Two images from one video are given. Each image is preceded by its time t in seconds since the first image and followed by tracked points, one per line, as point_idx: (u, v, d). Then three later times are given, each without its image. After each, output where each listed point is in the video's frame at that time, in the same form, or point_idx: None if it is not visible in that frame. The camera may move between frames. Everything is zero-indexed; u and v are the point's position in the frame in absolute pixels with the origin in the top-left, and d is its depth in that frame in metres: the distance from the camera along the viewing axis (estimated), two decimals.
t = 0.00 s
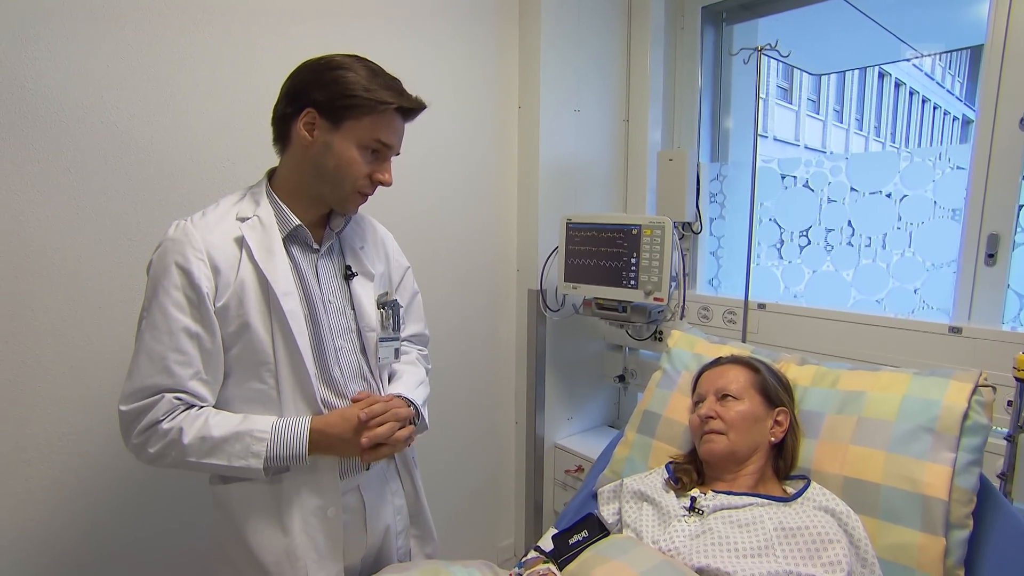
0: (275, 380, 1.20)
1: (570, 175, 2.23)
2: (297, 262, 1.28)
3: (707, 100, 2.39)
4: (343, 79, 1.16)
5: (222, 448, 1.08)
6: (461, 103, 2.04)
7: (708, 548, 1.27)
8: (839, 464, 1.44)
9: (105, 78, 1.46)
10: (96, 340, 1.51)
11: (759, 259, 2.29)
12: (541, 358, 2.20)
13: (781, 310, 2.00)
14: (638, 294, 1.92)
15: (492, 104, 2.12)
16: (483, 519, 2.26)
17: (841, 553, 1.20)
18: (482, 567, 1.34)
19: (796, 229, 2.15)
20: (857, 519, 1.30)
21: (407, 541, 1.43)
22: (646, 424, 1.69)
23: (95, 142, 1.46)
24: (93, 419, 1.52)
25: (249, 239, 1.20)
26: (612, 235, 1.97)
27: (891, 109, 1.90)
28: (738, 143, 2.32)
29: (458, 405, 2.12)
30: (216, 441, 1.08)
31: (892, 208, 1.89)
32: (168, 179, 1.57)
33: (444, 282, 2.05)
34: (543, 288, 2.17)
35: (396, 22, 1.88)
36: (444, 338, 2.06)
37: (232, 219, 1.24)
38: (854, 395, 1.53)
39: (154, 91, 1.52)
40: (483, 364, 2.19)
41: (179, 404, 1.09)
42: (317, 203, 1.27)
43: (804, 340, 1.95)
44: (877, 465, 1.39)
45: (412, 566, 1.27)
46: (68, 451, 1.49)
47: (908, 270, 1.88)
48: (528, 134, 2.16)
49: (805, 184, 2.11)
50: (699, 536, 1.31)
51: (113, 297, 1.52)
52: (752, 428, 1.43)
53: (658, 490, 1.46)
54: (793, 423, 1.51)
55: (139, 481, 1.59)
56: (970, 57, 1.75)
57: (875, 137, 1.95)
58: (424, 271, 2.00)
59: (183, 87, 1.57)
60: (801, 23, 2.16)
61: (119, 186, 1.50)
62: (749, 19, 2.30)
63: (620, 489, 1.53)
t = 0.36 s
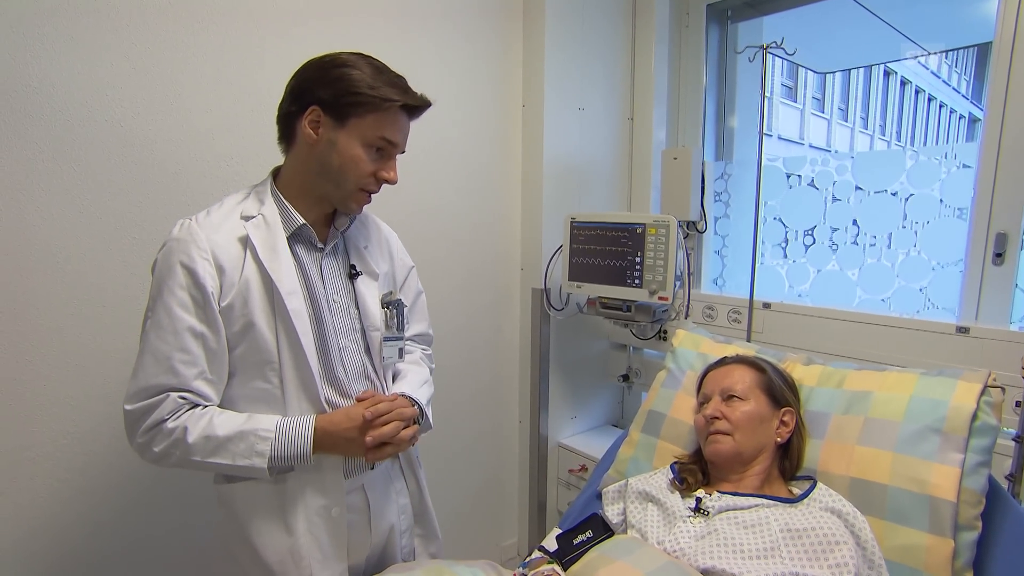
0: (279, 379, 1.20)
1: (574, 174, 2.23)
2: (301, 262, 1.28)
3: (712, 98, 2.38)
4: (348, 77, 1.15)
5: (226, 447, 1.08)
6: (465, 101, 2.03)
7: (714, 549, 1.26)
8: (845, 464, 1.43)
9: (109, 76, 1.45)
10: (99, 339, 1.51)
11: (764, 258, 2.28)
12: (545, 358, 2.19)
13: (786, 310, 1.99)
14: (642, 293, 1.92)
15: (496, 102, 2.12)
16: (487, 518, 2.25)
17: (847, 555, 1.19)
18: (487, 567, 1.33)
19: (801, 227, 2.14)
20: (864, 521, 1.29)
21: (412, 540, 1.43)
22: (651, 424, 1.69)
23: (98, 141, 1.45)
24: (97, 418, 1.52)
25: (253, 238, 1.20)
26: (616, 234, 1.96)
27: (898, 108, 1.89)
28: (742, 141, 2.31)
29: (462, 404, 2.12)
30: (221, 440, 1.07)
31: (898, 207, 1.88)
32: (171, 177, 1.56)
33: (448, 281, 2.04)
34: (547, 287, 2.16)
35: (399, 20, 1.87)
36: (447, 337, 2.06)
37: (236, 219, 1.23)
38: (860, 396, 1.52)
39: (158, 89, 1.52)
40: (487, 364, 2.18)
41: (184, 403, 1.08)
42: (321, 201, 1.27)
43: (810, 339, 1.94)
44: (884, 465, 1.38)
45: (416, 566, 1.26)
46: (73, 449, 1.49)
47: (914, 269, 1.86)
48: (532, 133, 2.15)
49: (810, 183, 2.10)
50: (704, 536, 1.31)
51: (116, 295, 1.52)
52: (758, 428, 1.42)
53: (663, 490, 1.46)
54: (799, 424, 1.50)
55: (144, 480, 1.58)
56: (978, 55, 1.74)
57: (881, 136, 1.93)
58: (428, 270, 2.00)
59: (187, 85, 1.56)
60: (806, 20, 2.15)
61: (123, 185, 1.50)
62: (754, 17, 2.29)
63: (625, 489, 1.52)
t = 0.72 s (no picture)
0: (280, 376, 1.20)
1: (576, 170, 2.22)
2: (300, 259, 1.28)
3: (714, 94, 2.37)
4: (346, 72, 1.15)
5: (208, 444, 1.03)
6: (466, 98, 2.03)
7: (715, 546, 1.26)
8: (847, 460, 1.43)
9: (109, 74, 1.45)
10: (100, 336, 1.51)
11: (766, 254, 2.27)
12: (547, 354, 2.19)
13: (789, 306, 1.98)
14: (643, 289, 1.91)
15: (497, 99, 2.11)
16: (489, 515, 2.26)
17: (849, 551, 1.19)
18: (488, 563, 1.33)
19: (804, 223, 2.13)
20: (866, 517, 1.28)
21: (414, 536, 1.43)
22: (653, 420, 1.68)
23: (98, 138, 1.45)
24: (99, 416, 1.52)
25: (253, 236, 1.20)
26: (618, 230, 1.95)
27: (901, 103, 1.88)
28: (745, 136, 2.31)
29: (465, 400, 2.12)
30: (203, 436, 1.03)
31: (901, 202, 1.87)
32: (172, 175, 1.56)
33: (449, 277, 2.04)
34: (548, 283, 2.16)
35: (399, 16, 1.86)
36: (449, 334, 2.05)
37: (235, 217, 1.23)
38: (862, 391, 1.51)
39: (158, 86, 1.52)
40: (489, 361, 2.18)
41: (183, 400, 1.06)
42: (319, 198, 1.26)
43: (812, 335, 1.93)
44: (886, 461, 1.38)
45: (419, 562, 1.26)
46: (75, 447, 1.49)
47: (917, 264, 1.85)
48: (533, 129, 2.15)
49: (812, 178, 2.09)
50: (705, 533, 1.30)
51: (117, 292, 1.52)
52: (759, 424, 1.42)
53: (664, 487, 1.45)
54: (801, 419, 1.49)
55: (147, 477, 1.59)
56: (982, 49, 1.73)
57: (884, 131, 1.93)
58: (429, 267, 1.99)
59: (187, 82, 1.56)
60: (808, 15, 2.14)
61: (123, 182, 1.50)
62: (756, 12, 2.28)
63: (627, 485, 1.52)
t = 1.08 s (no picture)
0: (278, 376, 1.20)
1: (574, 167, 2.22)
2: (296, 259, 1.28)
3: (712, 89, 2.36)
4: (339, 71, 1.15)
5: (194, 430, 1.03)
6: (462, 95, 2.03)
7: (714, 542, 1.25)
8: (846, 454, 1.42)
9: (104, 75, 1.45)
10: (99, 337, 1.51)
11: (765, 249, 2.26)
12: (546, 351, 2.19)
13: (788, 300, 1.98)
14: (642, 285, 1.91)
15: (494, 96, 2.11)
16: (491, 512, 2.26)
17: (848, 545, 1.18)
18: (487, 561, 1.34)
19: (802, 217, 2.13)
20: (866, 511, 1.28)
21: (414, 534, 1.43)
22: (652, 416, 1.68)
23: (95, 140, 1.46)
24: (100, 417, 1.53)
25: (248, 237, 1.20)
26: (616, 226, 1.95)
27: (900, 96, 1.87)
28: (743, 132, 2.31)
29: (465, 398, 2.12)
30: (189, 423, 1.03)
31: (900, 196, 1.86)
32: (169, 176, 1.56)
33: (448, 275, 2.04)
34: (547, 281, 2.16)
35: (395, 14, 1.86)
36: (448, 332, 2.06)
37: (230, 218, 1.23)
38: (861, 384, 1.51)
39: (154, 87, 1.52)
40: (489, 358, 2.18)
41: (170, 397, 1.07)
42: (315, 197, 1.26)
43: (811, 330, 1.93)
44: (885, 455, 1.37)
45: (418, 560, 1.27)
46: (76, 448, 1.50)
47: (917, 258, 1.85)
48: (530, 126, 2.14)
49: (811, 173, 2.08)
50: (705, 529, 1.30)
51: (116, 293, 1.52)
52: (757, 419, 1.41)
53: (663, 483, 1.45)
54: (800, 413, 1.49)
55: (148, 478, 1.59)
56: (981, 41, 1.72)
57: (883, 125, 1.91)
58: (427, 265, 2.00)
59: (183, 83, 1.56)
60: (806, 9, 2.13)
61: (120, 183, 1.50)
62: (753, 6, 2.27)
63: (625, 481, 1.52)
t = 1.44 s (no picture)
0: (280, 371, 1.20)
1: (576, 164, 2.21)
2: (298, 255, 1.28)
3: (715, 86, 2.35)
4: (338, 66, 1.15)
5: (206, 432, 1.04)
6: (464, 93, 2.02)
7: (715, 539, 1.25)
8: (848, 452, 1.42)
9: (105, 73, 1.46)
10: (101, 334, 1.52)
11: (768, 246, 2.26)
12: (548, 349, 2.19)
13: (791, 297, 1.97)
14: (644, 282, 1.91)
15: (496, 93, 2.11)
16: (493, 509, 2.26)
17: (849, 543, 1.18)
18: (488, 558, 1.34)
19: (806, 214, 2.12)
20: (868, 509, 1.28)
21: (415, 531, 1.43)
22: (654, 413, 1.68)
23: (96, 138, 1.46)
24: (102, 413, 1.53)
25: (252, 232, 1.20)
26: (618, 223, 1.95)
27: (904, 92, 1.86)
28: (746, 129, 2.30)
29: (466, 395, 2.12)
30: (201, 424, 1.03)
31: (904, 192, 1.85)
32: (170, 173, 1.57)
33: (449, 272, 2.04)
34: (548, 278, 2.16)
35: (395, 11, 1.86)
36: (449, 329, 2.06)
37: (234, 214, 1.23)
38: (863, 382, 1.50)
39: (155, 85, 1.52)
40: (490, 355, 2.18)
41: (181, 393, 1.07)
42: (317, 195, 1.27)
43: (814, 327, 1.92)
44: (887, 453, 1.37)
45: (419, 556, 1.27)
46: (78, 445, 1.51)
47: (921, 255, 1.84)
48: (532, 123, 2.14)
49: (814, 169, 2.07)
50: (706, 526, 1.30)
51: (117, 291, 1.53)
52: (760, 416, 1.41)
53: (664, 480, 1.45)
54: (802, 410, 1.49)
55: (149, 475, 1.60)
56: (986, 37, 1.71)
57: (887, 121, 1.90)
58: (428, 262, 2.00)
59: (184, 80, 1.56)
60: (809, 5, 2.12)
61: (122, 181, 1.50)
62: (756, 2, 2.26)
63: (627, 479, 1.52)
